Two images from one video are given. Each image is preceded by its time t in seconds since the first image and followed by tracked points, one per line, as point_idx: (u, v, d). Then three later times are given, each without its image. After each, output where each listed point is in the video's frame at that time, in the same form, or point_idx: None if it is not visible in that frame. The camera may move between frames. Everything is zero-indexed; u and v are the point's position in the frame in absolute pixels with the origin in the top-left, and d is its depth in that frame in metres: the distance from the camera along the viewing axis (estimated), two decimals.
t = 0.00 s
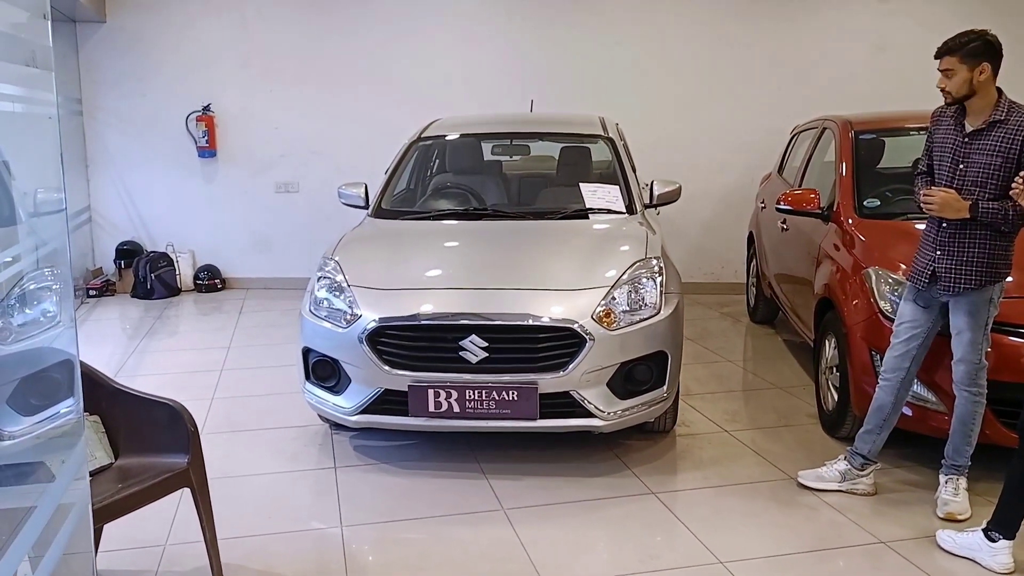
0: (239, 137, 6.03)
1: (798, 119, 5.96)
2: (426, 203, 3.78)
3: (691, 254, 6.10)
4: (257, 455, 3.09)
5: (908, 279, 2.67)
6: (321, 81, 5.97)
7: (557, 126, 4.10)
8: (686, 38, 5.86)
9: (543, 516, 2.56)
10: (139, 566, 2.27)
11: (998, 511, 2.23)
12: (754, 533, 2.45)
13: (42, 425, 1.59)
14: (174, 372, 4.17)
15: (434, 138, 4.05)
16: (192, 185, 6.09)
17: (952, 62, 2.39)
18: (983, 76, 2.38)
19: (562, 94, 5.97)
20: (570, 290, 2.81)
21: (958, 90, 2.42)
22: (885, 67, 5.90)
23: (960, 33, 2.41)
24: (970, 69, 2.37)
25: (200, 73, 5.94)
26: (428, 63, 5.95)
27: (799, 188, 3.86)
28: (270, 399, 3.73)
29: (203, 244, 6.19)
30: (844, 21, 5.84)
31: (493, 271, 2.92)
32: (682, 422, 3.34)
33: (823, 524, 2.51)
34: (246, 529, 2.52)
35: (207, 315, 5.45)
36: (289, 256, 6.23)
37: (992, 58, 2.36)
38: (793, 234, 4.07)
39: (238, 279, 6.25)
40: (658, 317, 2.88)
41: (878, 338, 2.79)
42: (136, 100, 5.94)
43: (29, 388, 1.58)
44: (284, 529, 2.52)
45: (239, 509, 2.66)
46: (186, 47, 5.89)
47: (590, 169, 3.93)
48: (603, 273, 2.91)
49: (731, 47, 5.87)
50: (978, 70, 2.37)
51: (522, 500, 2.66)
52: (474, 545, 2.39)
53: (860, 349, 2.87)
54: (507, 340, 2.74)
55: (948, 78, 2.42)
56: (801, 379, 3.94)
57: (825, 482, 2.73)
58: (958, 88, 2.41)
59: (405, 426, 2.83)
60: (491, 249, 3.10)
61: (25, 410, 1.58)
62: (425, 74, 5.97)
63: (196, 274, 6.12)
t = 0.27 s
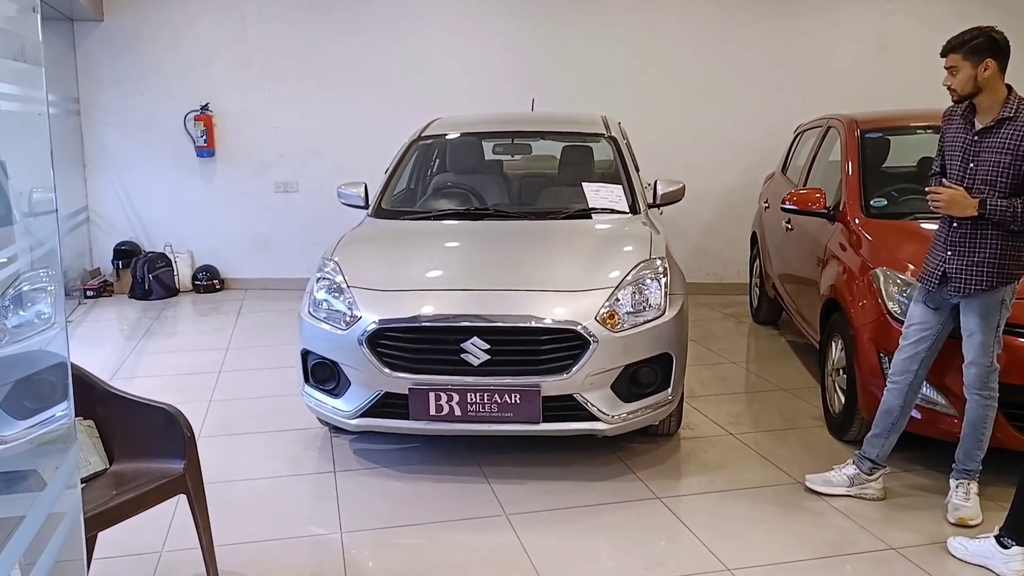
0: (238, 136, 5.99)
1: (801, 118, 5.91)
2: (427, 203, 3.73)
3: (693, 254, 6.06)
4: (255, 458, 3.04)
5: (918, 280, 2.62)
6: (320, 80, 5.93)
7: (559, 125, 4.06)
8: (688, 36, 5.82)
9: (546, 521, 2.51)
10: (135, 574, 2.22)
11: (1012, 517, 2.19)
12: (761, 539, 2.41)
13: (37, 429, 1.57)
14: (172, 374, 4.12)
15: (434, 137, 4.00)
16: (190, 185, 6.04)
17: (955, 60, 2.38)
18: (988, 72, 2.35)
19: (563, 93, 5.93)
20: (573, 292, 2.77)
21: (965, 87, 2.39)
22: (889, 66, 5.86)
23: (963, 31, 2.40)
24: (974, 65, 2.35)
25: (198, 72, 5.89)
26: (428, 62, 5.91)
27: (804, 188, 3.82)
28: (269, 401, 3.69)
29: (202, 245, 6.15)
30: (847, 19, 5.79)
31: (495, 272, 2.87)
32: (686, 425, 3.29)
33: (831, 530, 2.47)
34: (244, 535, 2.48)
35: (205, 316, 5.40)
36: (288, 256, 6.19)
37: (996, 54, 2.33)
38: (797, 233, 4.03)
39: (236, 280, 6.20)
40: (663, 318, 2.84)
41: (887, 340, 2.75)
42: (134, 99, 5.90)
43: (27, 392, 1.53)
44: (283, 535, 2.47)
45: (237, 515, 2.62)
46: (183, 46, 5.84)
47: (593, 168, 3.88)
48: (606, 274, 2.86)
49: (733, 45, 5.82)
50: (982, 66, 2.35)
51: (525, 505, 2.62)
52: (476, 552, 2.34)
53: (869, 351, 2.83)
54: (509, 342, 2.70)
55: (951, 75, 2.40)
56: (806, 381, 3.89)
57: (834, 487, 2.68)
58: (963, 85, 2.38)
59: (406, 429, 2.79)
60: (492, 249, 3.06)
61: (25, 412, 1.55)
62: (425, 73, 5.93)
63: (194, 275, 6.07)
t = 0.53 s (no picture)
0: (234, 137, 5.92)
1: (804, 118, 5.85)
2: (425, 205, 3.67)
3: (694, 255, 5.99)
4: (250, 466, 2.98)
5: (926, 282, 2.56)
6: (317, 79, 5.86)
7: (559, 125, 3.99)
8: (689, 35, 5.75)
9: (547, 532, 2.45)
10: None
11: None
12: (768, 550, 2.34)
13: (23, 439, 1.55)
14: (166, 379, 4.06)
15: (433, 137, 3.94)
16: (187, 186, 5.98)
17: (963, 57, 2.32)
18: (998, 70, 2.29)
19: (563, 93, 5.87)
20: (574, 296, 2.70)
21: (978, 85, 2.32)
22: (893, 65, 5.79)
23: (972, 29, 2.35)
24: (983, 62, 2.29)
25: (195, 72, 5.83)
26: (427, 62, 5.84)
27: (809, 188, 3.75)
28: (264, 406, 3.62)
29: (198, 246, 6.09)
30: (851, 17, 5.72)
31: (494, 276, 2.81)
32: (689, 431, 3.23)
33: (840, 540, 2.40)
34: (237, 546, 2.42)
35: (201, 319, 5.34)
36: (285, 258, 6.12)
37: (1006, 51, 2.27)
38: (801, 235, 3.97)
39: (233, 282, 6.14)
40: (666, 323, 2.77)
41: (895, 344, 2.68)
42: (130, 99, 5.84)
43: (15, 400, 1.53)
44: (276, 546, 2.41)
45: (231, 524, 2.56)
46: (179, 45, 5.78)
47: (594, 169, 3.82)
48: (608, 278, 2.80)
49: (735, 44, 5.76)
50: (991, 64, 2.29)
51: (525, 514, 2.55)
52: (474, 563, 2.28)
53: (876, 355, 2.76)
54: (509, 348, 2.63)
55: (960, 73, 2.35)
56: (811, 385, 3.83)
57: (842, 494, 2.62)
58: (972, 83, 2.33)
59: (403, 436, 2.72)
60: (492, 252, 3.00)
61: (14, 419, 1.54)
62: (423, 73, 5.86)
63: (190, 277, 6.01)
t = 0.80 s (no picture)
0: (230, 138, 5.86)
1: (806, 118, 5.79)
2: (422, 207, 3.61)
3: (695, 257, 5.93)
4: (243, 474, 2.92)
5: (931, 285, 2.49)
6: (315, 79, 5.80)
7: (559, 125, 3.93)
8: (690, 35, 5.69)
9: (547, 543, 2.38)
10: None
11: None
12: (774, 562, 2.28)
13: None
14: (159, 384, 3.99)
15: (430, 138, 3.87)
16: (182, 187, 5.92)
17: (969, 55, 2.26)
18: (1004, 68, 2.23)
19: (563, 92, 5.80)
20: (574, 300, 2.64)
21: (984, 83, 2.26)
22: (896, 64, 5.72)
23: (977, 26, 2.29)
24: (989, 61, 2.23)
25: (190, 72, 5.76)
26: (425, 62, 5.78)
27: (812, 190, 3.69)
28: (259, 412, 3.56)
29: (194, 248, 6.02)
30: (853, 16, 5.66)
31: (493, 280, 2.75)
32: (692, 437, 3.17)
33: (847, 552, 2.34)
34: (228, 558, 2.35)
35: (197, 321, 5.28)
36: (282, 260, 6.06)
37: (1013, 49, 2.21)
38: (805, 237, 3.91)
39: (229, 284, 6.08)
40: (668, 328, 2.71)
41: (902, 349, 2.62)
42: (125, 99, 5.77)
43: None
44: (269, 558, 2.35)
45: (223, 535, 2.49)
46: (174, 45, 5.72)
47: (594, 170, 3.76)
48: (609, 282, 2.74)
49: (736, 43, 5.70)
50: (997, 62, 2.23)
51: (525, 524, 2.49)
52: None
53: (883, 361, 2.70)
54: (508, 354, 2.57)
55: (965, 72, 2.29)
56: (815, 389, 3.77)
57: (848, 506, 2.56)
58: (977, 82, 2.26)
59: (399, 445, 2.66)
60: (490, 256, 2.93)
61: None
62: (421, 72, 5.80)
63: (186, 279, 5.95)
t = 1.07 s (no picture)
0: (227, 138, 5.80)
1: (808, 117, 5.73)
2: (421, 207, 3.55)
3: (697, 257, 5.88)
4: (239, 480, 2.86)
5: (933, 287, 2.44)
6: (312, 79, 5.74)
7: (560, 125, 3.87)
8: (691, 33, 5.64)
9: (548, 551, 2.33)
10: None
11: None
12: (781, 571, 2.23)
13: None
14: (155, 387, 3.93)
15: (429, 138, 3.82)
16: (179, 187, 5.86)
17: (974, 50, 2.20)
18: (1010, 64, 2.17)
19: (563, 92, 5.75)
20: (576, 303, 2.59)
21: (987, 80, 2.20)
22: (899, 63, 5.66)
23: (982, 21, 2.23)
24: (994, 56, 2.17)
25: (187, 71, 5.71)
26: (423, 61, 5.72)
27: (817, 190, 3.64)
28: (255, 416, 3.50)
29: (190, 249, 5.96)
30: (856, 14, 5.60)
31: (493, 282, 2.69)
32: (695, 442, 3.11)
33: (856, 561, 2.29)
34: (222, 568, 2.29)
35: (193, 323, 5.22)
36: (279, 261, 6.00)
37: (1019, 44, 2.15)
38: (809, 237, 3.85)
39: (226, 285, 6.02)
40: (672, 331, 2.66)
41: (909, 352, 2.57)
42: (120, 99, 5.71)
43: None
44: (263, 567, 2.29)
45: (217, 543, 2.43)
46: (171, 44, 5.66)
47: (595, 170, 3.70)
48: (612, 284, 2.68)
49: (738, 42, 5.64)
50: (1003, 58, 2.17)
51: (525, 533, 2.44)
52: None
53: (890, 365, 2.65)
54: (508, 358, 2.51)
55: (969, 67, 2.23)
56: (819, 392, 3.71)
57: (856, 515, 2.51)
58: (982, 78, 2.20)
59: (397, 450, 2.61)
60: (490, 257, 2.88)
61: None
62: (420, 72, 5.74)
63: (183, 281, 5.89)
